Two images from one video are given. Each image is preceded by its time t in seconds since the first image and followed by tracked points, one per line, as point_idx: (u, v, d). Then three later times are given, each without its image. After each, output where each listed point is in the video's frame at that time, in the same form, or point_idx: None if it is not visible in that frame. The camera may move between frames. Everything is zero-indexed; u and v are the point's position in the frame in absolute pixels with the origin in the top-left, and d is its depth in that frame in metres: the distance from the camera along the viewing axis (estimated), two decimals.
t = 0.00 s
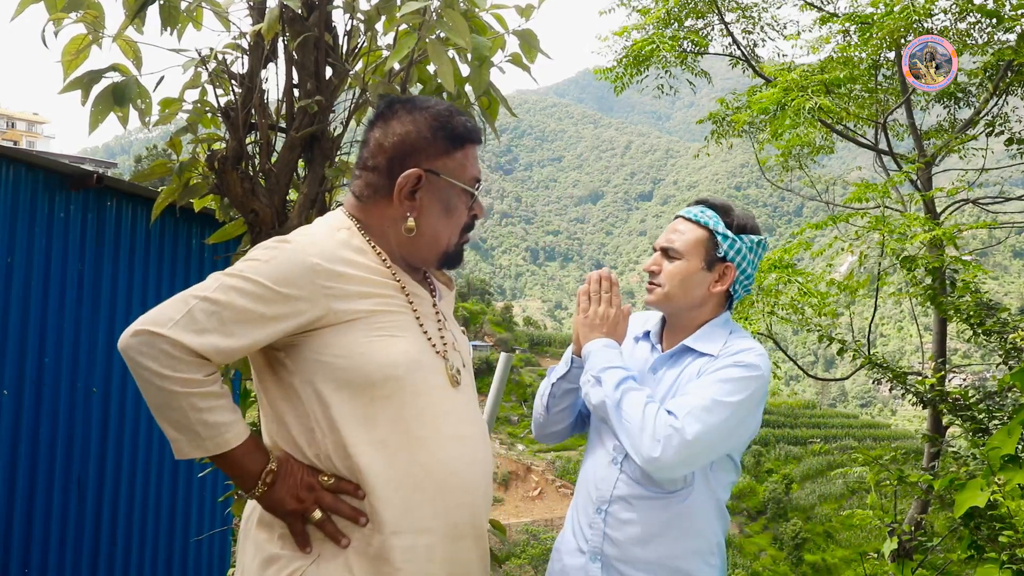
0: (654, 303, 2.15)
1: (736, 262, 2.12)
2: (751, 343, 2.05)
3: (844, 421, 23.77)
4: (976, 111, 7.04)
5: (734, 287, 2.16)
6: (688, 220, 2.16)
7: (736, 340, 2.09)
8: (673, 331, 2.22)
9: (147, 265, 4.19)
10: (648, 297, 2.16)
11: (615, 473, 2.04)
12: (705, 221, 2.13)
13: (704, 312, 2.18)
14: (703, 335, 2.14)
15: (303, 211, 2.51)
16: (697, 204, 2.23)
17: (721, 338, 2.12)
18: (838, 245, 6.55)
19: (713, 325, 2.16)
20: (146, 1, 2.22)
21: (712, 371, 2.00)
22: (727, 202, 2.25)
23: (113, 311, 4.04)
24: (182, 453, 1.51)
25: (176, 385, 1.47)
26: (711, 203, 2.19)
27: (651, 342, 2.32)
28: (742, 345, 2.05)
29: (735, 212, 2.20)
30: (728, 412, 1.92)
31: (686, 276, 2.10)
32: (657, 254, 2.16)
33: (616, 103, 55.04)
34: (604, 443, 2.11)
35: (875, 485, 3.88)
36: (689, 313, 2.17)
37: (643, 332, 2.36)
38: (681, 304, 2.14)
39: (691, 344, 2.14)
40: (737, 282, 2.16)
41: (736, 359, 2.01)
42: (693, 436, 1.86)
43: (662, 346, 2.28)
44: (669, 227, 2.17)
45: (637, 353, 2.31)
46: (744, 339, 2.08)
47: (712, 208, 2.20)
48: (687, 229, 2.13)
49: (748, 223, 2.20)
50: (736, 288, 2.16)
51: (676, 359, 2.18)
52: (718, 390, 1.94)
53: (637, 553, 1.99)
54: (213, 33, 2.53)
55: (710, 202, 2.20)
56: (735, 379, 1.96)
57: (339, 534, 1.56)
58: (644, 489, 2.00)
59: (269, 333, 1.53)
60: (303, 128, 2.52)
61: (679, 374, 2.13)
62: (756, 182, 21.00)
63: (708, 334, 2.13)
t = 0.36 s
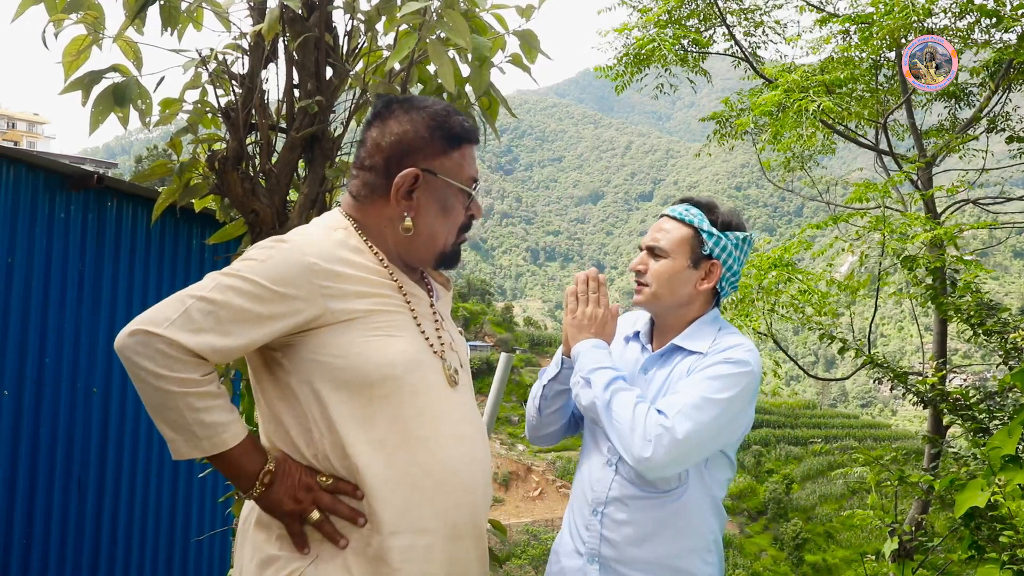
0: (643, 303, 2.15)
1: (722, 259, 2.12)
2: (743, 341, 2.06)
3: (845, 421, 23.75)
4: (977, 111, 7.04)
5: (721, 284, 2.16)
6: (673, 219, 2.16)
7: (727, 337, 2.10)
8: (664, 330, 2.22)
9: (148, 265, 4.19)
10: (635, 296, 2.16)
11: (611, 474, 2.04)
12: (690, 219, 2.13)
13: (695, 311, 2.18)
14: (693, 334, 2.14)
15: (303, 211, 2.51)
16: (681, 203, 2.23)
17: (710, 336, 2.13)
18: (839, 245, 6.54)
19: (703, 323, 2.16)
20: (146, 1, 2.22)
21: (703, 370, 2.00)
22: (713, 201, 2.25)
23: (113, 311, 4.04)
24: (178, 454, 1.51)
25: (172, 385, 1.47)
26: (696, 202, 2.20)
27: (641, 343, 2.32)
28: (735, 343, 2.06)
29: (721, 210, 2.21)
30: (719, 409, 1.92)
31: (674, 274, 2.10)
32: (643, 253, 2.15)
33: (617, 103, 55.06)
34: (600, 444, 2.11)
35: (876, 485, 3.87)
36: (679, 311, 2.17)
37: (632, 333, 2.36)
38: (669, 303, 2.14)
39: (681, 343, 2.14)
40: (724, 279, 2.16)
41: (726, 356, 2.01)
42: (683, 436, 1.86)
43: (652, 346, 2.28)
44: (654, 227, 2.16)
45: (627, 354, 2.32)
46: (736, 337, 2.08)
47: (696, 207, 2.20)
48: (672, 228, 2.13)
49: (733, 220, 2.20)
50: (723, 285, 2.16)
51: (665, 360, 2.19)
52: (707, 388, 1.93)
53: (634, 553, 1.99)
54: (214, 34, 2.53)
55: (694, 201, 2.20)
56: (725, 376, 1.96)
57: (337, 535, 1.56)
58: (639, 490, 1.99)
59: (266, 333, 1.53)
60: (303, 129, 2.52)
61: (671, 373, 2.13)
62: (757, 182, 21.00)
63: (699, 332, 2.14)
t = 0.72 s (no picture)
0: (641, 304, 2.15)
1: (722, 264, 2.13)
2: (738, 341, 2.06)
3: (845, 421, 23.76)
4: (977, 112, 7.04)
5: (720, 288, 2.16)
6: (675, 219, 2.16)
7: (723, 338, 2.10)
8: (661, 331, 2.22)
9: (149, 265, 4.19)
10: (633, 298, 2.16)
11: (603, 472, 2.03)
12: (692, 221, 2.13)
13: (692, 312, 2.18)
14: (690, 335, 2.14)
15: (303, 211, 2.51)
16: (684, 204, 2.23)
17: (707, 338, 2.13)
18: (839, 245, 6.54)
19: (701, 324, 2.16)
20: (146, 2, 2.22)
21: (698, 369, 2.00)
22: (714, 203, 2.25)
23: (113, 311, 4.04)
24: (176, 455, 1.51)
25: (168, 387, 1.47)
26: (699, 203, 2.19)
27: (638, 342, 2.33)
28: (730, 343, 2.06)
29: (723, 213, 2.21)
30: (714, 409, 1.92)
31: (672, 278, 2.10)
32: (643, 253, 2.15)
33: (616, 103, 55.08)
34: (593, 443, 2.11)
35: (876, 486, 3.87)
36: (676, 314, 2.17)
37: (629, 333, 2.36)
38: (667, 305, 2.14)
39: (677, 343, 2.14)
40: (723, 283, 2.16)
41: (721, 356, 2.01)
42: (678, 434, 1.86)
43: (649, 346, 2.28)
44: (654, 228, 2.16)
45: (623, 351, 2.32)
46: (732, 338, 2.09)
47: (699, 209, 2.20)
48: (673, 229, 2.13)
49: (735, 225, 2.20)
50: (722, 288, 2.16)
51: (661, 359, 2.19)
52: (702, 387, 1.94)
53: (627, 552, 1.98)
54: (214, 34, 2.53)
55: (698, 202, 2.19)
56: (720, 376, 1.96)
57: (336, 536, 1.56)
58: (632, 488, 1.99)
59: (263, 334, 1.53)
60: (303, 129, 2.53)
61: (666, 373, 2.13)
62: (757, 183, 21.01)
63: (696, 334, 2.14)
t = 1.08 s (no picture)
0: (635, 307, 2.16)
1: (714, 266, 2.12)
2: (735, 341, 2.06)
3: (845, 421, 23.77)
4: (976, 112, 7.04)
5: (713, 289, 2.17)
6: (665, 221, 2.14)
7: (719, 338, 2.10)
8: (657, 330, 2.23)
9: (149, 265, 4.19)
10: (627, 300, 2.16)
11: (600, 471, 2.04)
12: (683, 223, 2.12)
13: (686, 312, 2.18)
14: (685, 335, 2.14)
15: (303, 211, 2.51)
16: (676, 204, 2.22)
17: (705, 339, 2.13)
18: (839, 246, 6.54)
19: (695, 324, 2.16)
20: (146, 2, 2.22)
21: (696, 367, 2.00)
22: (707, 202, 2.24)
23: (112, 311, 4.04)
24: (173, 456, 1.51)
25: (164, 387, 1.47)
26: (690, 204, 2.18)
27: (634, 341, 2.33)
28: (728, 343, 2.06)
29: (715, 213, 2.20)
30: (711, 408, 1.92)
31: (665, 281, 2.10)
32: (635, 256, 2.15)
33: (616, 103, 55.10)
34: (591, 442, 2.11)
35: (876, 486, 3.87)
36: (670, 315, 2.17)
37: (625, 332, 2.36)
38: (660, 306, 2.14)
39: (672, 344, 2.14)
40: (716, 284, 2.16)
41: (719, 355, 2.01)
42: (676, 433, 1.86)
43: (645, 345, 2.29)
44: (646, 229, 2.16)
45: (620, 351, 2.33)
46: (728, 338, 2.09)
47: (690, 209, 2.19)
48: (665, 231, 2.12)
49: (727, 225, 2.20)
50: (715, 289, 2.16)
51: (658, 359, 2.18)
52: (700, 386, 1.94)
53: (625, 553, 1.98)
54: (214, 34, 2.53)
55: (689, 203, 2.18)
56: (718, 375, 1.96)
57: (334, 536, 1.56)
58: (630, 488, 1.99)
59: (260, 334, 1.53)
60: (303, 129, 2.53)
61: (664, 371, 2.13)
62: (756, 183, 21.01)
63: (692, 333, 2.14)
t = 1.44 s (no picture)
0: (632, 300, 2.15)
1: (714, 259, 2.13)
2: (731, 343, 2.06)
3: (845, 420, 23.76)
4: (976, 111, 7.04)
5: (711, 285, 2.16)
6: (670, 213, 2.17)
7: (714, 338, 2.10)
8: (655, 327, 2.22)
9: (149, 265, 4.19)
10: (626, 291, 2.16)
11: (595, 472, 2.04)
12: (687, 215, 2.14)
13: (684, 308, 2.18)
14: (682, 334, 2.14)
15: (303, 211, 2.51)
16: (679, 200, 2.24)
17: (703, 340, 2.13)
18: (839, 245, 6.54)
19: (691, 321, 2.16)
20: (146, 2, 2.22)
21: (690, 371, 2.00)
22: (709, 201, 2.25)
23: (113, 311, 4.04)
24: (173, 456, 1.51)
25: (165, 388, 1.47)
26: (693, 199, 2.20)
27: (629, 339, 2.33)
28: (723, 344, 2.06)
29: (718, 210, 2.22)
30: (705, 413, 1.92)
31: (667, 271, 2.09)
32: (636, 245, 2.16)
33: (616, 103, 55.07)
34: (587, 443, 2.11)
35: (875, 486, 3.87)
36: (668, 309, 2.17)
37: (621, 330, 2.36)
38: (659, 299, 2.13)
39: (669, 343, 2.14)
40: (715, 280, 2.17)
41: (712, 358, 2.01)
42: (671, 441, 1.85)
43: (640, 343, 2.29)
44: (650, 220, 2.18)
45: (614, 350, 2.32)
46: (726, 339, 2.08)
47: (694, 205, 2.21)
48: (669, 221, 2.14)
49: (730, 222, 2.21)
50: (713, 286, 2.17)
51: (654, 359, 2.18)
52: (694, 391, 1.93)
53: (618, 553, 1.98)
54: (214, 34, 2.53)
55: (693, 198, 2.21)
56: (712, 378, 1.96)
57: (335, 537, 1.57)
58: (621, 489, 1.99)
59: (261, 334, 1.53)
60: (303, 129, 2.53)
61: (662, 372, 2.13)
62: (757, 183, 21.01)
63: (688, 333, 2.14)
